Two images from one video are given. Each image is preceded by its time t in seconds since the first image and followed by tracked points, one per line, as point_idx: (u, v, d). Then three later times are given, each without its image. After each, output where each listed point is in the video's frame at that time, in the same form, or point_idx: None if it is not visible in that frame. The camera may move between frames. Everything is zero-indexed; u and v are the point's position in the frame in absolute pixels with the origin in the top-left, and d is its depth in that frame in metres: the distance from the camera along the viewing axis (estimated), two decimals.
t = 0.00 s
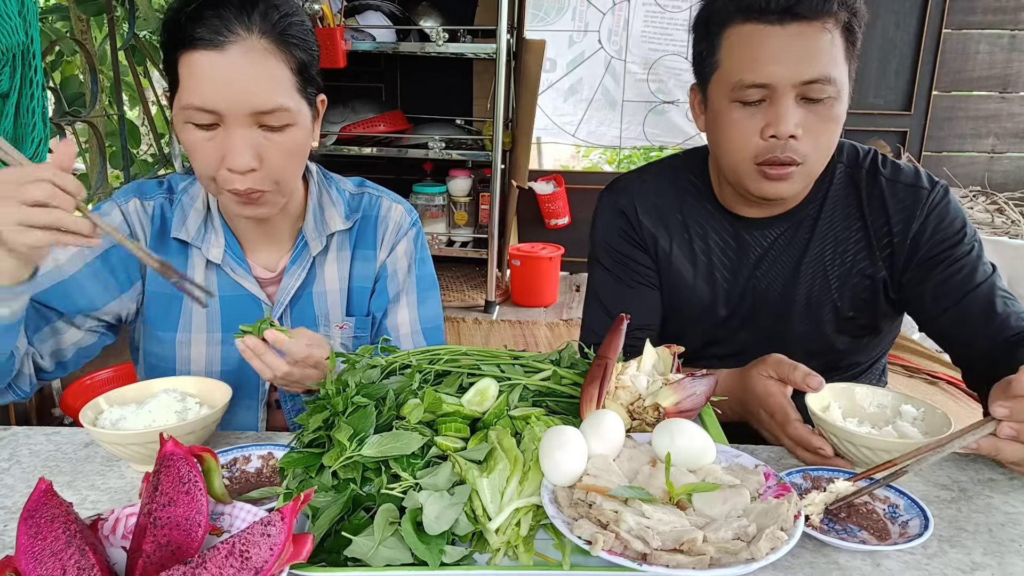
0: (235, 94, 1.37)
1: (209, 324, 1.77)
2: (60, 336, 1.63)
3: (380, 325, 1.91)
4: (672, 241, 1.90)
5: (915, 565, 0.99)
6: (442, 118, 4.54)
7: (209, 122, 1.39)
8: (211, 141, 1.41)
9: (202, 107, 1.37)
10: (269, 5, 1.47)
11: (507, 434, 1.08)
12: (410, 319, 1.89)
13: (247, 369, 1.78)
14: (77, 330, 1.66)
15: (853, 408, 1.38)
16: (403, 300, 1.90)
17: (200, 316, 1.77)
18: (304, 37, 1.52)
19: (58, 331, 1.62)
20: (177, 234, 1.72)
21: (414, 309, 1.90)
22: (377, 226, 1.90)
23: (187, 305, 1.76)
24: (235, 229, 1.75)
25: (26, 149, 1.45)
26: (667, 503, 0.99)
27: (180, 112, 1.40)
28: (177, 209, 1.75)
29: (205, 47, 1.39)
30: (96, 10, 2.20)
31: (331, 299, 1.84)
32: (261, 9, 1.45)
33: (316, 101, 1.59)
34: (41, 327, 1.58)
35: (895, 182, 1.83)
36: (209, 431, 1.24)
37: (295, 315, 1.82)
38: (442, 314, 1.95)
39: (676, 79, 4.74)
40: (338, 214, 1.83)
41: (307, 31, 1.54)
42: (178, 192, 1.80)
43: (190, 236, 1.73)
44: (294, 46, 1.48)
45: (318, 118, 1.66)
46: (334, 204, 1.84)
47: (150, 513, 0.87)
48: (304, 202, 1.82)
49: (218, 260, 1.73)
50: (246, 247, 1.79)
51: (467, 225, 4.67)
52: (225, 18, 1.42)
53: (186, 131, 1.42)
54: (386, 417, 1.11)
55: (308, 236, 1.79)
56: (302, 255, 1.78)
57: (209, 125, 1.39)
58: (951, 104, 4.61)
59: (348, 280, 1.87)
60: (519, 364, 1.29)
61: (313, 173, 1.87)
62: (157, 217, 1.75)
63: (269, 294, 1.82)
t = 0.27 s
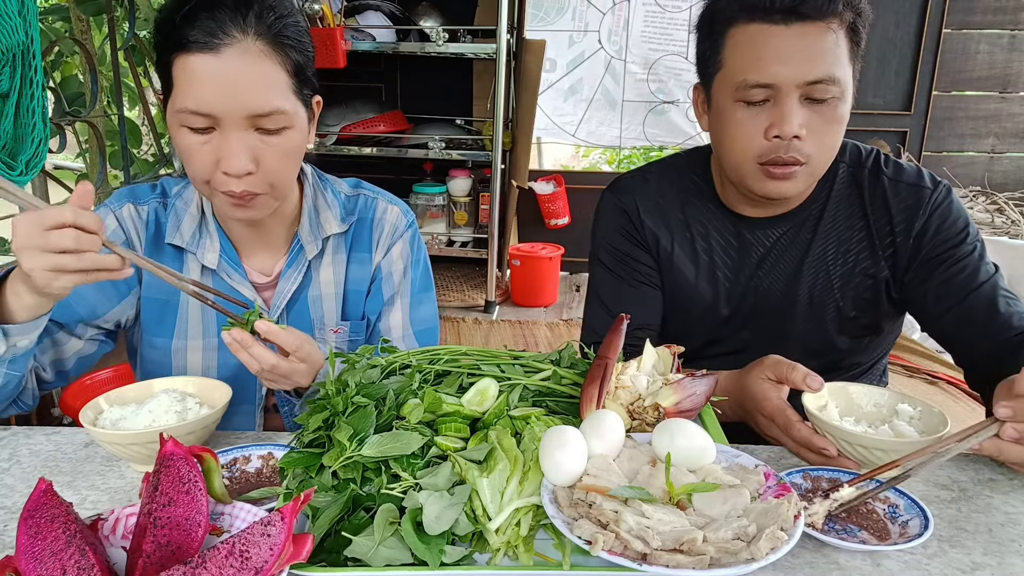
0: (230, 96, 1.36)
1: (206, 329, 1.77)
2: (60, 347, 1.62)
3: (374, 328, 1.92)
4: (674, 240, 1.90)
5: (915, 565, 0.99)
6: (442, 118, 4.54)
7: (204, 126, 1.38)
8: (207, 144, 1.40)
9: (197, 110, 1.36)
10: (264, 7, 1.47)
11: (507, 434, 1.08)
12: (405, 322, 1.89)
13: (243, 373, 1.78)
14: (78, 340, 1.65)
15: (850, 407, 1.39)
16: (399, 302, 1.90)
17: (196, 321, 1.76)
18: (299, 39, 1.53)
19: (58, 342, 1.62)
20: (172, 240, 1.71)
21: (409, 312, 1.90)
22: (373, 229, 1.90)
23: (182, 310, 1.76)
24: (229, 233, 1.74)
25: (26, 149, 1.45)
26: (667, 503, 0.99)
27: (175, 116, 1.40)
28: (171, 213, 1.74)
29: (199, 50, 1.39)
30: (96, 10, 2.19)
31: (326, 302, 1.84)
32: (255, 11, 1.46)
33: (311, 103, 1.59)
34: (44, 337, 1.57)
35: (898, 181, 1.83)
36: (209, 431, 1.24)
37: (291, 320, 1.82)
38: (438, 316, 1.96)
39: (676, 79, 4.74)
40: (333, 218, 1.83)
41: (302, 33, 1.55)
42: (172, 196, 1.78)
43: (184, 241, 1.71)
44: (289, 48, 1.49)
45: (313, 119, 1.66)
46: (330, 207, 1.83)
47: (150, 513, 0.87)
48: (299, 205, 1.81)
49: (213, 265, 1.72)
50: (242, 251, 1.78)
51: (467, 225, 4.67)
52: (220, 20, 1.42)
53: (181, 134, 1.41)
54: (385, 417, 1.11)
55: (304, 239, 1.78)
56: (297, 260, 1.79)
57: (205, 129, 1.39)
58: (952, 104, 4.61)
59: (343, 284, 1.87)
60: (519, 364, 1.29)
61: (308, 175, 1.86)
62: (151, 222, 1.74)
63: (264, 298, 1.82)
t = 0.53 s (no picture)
0: (228, 99, 1.36)
1: (205, 331, 1.77)
2: (61, 351, 1.61)
3: (373, 331, 1.91)
4: (674, 241, 1.90)
5: (915, 565, 0.99)
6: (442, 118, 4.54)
7: (202, 129, 1.38)
8: (205, 147, 1.40)
9: (195, 114, 1.36)
10: (261, 9, 1.47)
11: (508, 434, 1.08)
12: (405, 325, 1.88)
13: (241, 376, 1.77)
14: (78, 345, 1.64)
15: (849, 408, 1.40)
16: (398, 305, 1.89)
17: (195, 323, 1.77)
18: (296, 40, 1.53)
19: (58, 346, 1.60)
20: (170, 242, 1.72)
21: (409, 315, 1.89)
22: (372, 231, 1.90)
23: (181, 312, 1.76)
24: (228, 236, 1.74)
25: (26, 149, 1.45)
26: (667, 503, 0.99)
27: (173, 119, 1.40)
28: (170, 216, 1.74)
29: (197, 52, 1.39)
30: (96, 10, 2.19)
31: (325, 305, 1.84)
32: (252, 13, 1.46)
33: (309, 104, 1.59)
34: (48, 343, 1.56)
35: (897, 183, 1.83)
36: (209, 431, 1.24)
37: (289, 323, 1.82)
38: (437, 319, 1.94)
39: (675, 79, 4.74)
40: (332, 220, 1.83)
41: (300, 34, 1.55)
42: (170, 198, 1.78)
43: (183, 244, 1.72)
44: (287, 49, 1.48)
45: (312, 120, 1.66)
46: (329, 210, 1.84)
47: (150, 513, 0.87)
48: (298, 207, 1.82)
49: (212, 268, 1.72)
50: (240, 253, 1.78)
51: (467, 225, 4.67)
52: (217, 22, 1.42)
53: (179, 137, 1.41)
54: (386, 417, 1.11)
55: (303, 242, 1.78)
56: (296, 262, 1.79)
57: (202, 132, 1.39)
58: (952, 104, 4.61)
59: (342, 287, 1.87)
60: (519, 365, 1.29)
61: (308, 177, 1.86)
62: (149, 224, 1.74)
63: (263, 300, 1.82)
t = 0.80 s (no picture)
0: (230, 100, 1.36)
1: (204, 333, 1.77)
2: (61, 353, 1.61)
3: (373, 332, 1.91)
4: (673, 242, 1.90)
5: (915, 565, 0.99)
6: (442, 118, 4.54)
7: (204, 130, 1.38)
8: (206, 148, 1.40)
9: (198, 115, 1.36)
10: (264, 11, 1.47)
11: (508, 434, 1.08)
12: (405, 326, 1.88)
13: (241, 377, 1.77)
14: (78, 347, 1.64)
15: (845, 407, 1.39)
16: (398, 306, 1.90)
17: (195, 325, 1.77)
18: (299, 41, 1.53)
19: (57, 349, 1.59)
20: (170, 243, 1.71)
21: (409, 316, 1.90)
22: (372, 232, 1.90)
23: (181, 314, 1.76)
24: (228, 237, 1.74)
25: (26, 149, 1.45)
26: (667, 503, 0.99)
27: (175, 120, 1.39)
28: (169, 217, 1.73)
29: (199, 54, 1.39)
30: (96, 10, 2.19)
31: (325, 306, 1.84)
32: (255, 14, 1.46)
33: (311, 105, 1.59)
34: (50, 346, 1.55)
35: (897, 183, 1.83)
36: (209, 431, 1.24)
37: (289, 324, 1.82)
38: (436, 320, 1.94)
39: (675, 79, 4.74)
40: (332, 221, 1.83)
41: (302, 35, 1.55)
42: (170, 199, 1.78)
43: (183, 245, 1.72)
44: (289, 50, 1.48)
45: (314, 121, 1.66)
46: (329, 211, 1.84)
47: (150, 513, 0.87)
48: (298, 208, 1.82)
49: (211, 269, 1.72)
50: (240, 254, 1.78)
51: (467, 225, 4.67)
52: (220, 23, 1.42)
53: (180, 138, 1.41)
54: (386, 417, 1.11)
55: (303, 243, 1.78)
56: (297, 263, 1.79)
57: (204, 133, 1.39)
58: (952, 104, 4.61)
59: (342, 288, 1.87)
60: (519, 364, 1.29)
61: (308, 178, 1.86)
62: (149, 226, 1.74)
63: (263, 301, 1.82)
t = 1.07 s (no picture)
0: (234, 102, 1.36)
1: (204, 333, 1.77)
2: (62, 355, 1.60)
3: (374, 332, 1.92)
4: (673, 241, 1.90)
5: (915, 565, 0.99)
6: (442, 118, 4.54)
7: (207, 131, 1.38)
8: (209, 150, 1.40)
9: (201, 117, 1.36)
10: (267, 12, 1.47)
11: (508, 434, 1.08)
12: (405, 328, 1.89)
13: (241, 378, 1.77)
14: (79, 348, 1.63)
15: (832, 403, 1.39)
16: (399, 308, 1.90)
17: (195, 325, 1.77)
18: (302, 42, 1.53)
19: (60, 352, 1.59)
20: (170, 244, 1.71)
21: (410, 318, 1.90)
22: (373, 233, 1.90)
23: (181, 315, 1.76)
24: (228, 238, 1.74)
25: (26, 149, 1.45)
26: (667, 503, 0.99)
27: (178, 122, 1.39)
28: (169, 217, 1.73)
29: (202, 56, 1.38)
30: (95, 10, 2.19)
31: (326, 307, 1.84)
32: (259, 16, 1.46)
33: (314, 106, 1.59)
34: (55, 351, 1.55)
35: (897, 183, 1.83)
36: (209, 431, 1.24)
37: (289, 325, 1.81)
38: (437, 320, 1.96)
39: (676, 79, 4.74)
40: (333, 222, 1.83)
41: (305, 36, 1.55)
42: (170, 199, 1.77)
43: (183, 245, 1.71)
44: (292, 52, 1.48)
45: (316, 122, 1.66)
46: (330, 212, 1.83)
47: (150, 513, 0.87)
48: (299, 208, 1.81)
49: (212, 270, 1.72)
50: (241, 255, 1.78)
51: (467, 225, 4.67)
52: (224, 25, 1.42)
53: (183, 139, 1.41)
54: (385, 417, 1.11)
55: (304, 244, 1.78)
56: (297, 264, 1.78)
57: (207, 135, 1.39)
58: (951, 104, 4.61)
59: (343, 289, 1.87)
60: (519, 364, 1.29)
61: (308, 179, 1.86)
62: (149, 226, 1.74)
63: (263, 302, 1.82)
